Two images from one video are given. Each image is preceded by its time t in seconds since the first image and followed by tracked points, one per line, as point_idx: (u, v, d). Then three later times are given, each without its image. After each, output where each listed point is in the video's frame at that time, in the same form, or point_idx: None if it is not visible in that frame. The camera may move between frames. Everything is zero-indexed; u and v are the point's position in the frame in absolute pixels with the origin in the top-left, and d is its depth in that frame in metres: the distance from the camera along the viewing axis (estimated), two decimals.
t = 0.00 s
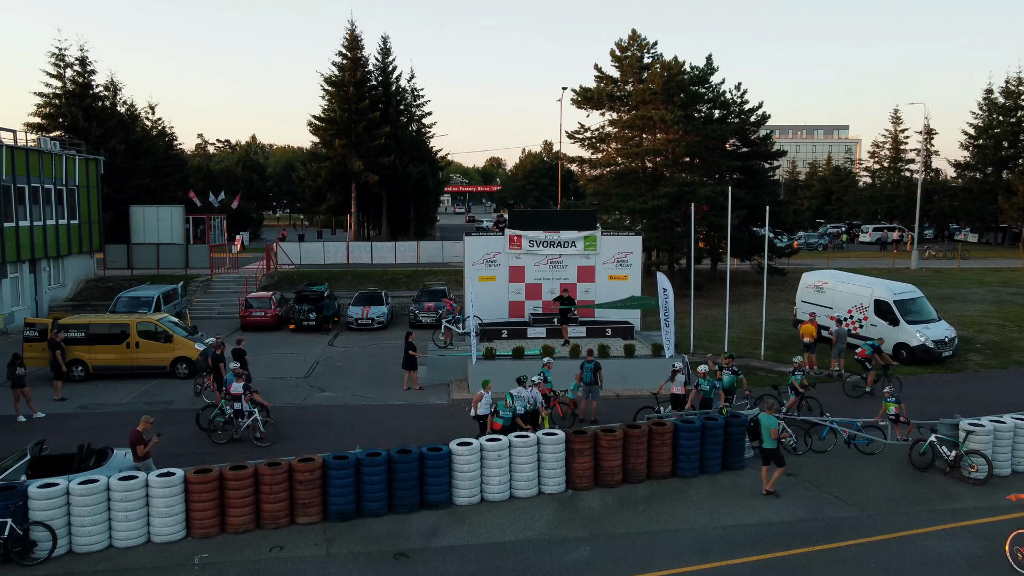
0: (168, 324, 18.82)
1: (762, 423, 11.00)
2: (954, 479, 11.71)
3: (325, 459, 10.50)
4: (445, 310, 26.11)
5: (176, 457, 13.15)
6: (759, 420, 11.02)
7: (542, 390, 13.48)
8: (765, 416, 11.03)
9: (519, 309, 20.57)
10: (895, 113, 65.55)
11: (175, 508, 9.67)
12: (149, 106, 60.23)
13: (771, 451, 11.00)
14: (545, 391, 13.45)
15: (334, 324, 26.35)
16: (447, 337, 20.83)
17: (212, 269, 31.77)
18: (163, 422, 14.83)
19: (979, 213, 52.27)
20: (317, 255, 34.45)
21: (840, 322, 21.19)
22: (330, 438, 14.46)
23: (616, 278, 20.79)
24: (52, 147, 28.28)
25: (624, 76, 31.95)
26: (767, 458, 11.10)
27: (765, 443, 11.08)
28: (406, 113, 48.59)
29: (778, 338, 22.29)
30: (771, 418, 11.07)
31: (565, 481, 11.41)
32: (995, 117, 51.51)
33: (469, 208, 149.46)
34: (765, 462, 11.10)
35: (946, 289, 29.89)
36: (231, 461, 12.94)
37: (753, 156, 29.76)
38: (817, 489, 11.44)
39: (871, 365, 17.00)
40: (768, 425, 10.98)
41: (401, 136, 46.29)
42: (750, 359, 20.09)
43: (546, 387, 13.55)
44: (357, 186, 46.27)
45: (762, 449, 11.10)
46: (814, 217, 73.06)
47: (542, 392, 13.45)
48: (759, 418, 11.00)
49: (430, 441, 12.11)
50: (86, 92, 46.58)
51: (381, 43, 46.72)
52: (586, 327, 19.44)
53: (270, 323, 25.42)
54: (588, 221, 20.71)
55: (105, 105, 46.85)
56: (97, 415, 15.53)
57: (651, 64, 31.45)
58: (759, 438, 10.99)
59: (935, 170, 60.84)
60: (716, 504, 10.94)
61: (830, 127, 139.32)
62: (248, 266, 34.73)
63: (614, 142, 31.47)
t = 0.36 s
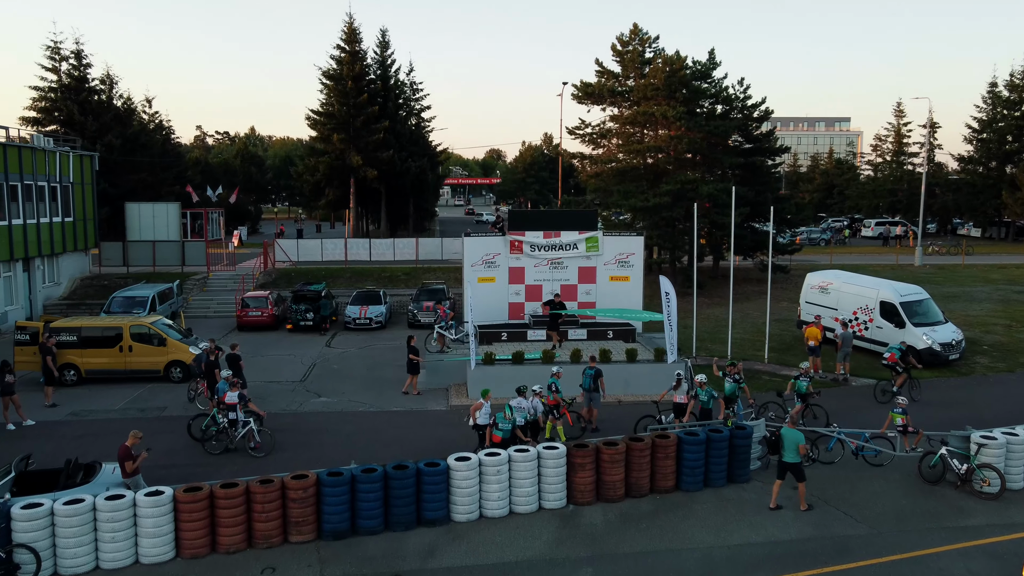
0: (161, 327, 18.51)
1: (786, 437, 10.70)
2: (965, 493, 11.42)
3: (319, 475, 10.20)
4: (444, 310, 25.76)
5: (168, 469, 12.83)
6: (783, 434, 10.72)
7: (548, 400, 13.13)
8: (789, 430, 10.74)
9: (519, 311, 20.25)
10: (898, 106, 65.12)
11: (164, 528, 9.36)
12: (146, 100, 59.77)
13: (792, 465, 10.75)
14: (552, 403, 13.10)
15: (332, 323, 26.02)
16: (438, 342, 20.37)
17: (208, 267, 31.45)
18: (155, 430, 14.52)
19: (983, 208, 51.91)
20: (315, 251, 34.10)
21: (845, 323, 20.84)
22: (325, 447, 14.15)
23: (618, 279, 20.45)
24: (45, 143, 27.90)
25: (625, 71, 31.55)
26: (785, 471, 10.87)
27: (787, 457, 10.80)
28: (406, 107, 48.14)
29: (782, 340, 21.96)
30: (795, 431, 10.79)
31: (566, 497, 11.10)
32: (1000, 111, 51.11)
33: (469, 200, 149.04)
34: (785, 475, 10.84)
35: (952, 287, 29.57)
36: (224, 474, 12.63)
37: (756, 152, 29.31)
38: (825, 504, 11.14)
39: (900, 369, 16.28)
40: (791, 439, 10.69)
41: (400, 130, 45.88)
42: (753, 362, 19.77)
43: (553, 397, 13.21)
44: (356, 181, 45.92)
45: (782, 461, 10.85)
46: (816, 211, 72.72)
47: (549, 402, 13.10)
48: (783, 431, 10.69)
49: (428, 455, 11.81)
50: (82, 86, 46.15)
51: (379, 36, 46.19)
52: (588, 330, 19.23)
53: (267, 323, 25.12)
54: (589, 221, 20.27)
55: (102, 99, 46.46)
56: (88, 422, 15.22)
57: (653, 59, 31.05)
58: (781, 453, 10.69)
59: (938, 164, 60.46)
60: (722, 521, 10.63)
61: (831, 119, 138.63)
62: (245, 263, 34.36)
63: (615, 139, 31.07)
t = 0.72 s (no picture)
0: (155, 332, 18.18)
1: (811, 452, 10.45)
2: (977, 510, 11.11)
3: (312, 495, 9.89)
4: (443, 310, 25.41)
5: (158, 483, 12.52)
6: (808, 449, 10.46)
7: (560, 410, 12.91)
8: (813, 445, 10.50)
9: (519, 314, 19.92)
10: (902, 99, 64.56)
11: (151, 552, 9.05)
12: (143, 93, 59.24)
13: (813, 482, 10.50)
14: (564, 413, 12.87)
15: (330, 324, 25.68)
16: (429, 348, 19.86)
17: (205, 265, 31.08)
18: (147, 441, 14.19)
19: (987, 203, 51.41)
20: (313, 249, 33.75)
21: (850, 326, 20.49)
22: (320, 457, 13.83)
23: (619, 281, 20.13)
24: (39, 140, 27.48)
25: (627, 67, 31.10)
26: (804, 486, 10.62)
27: (809, 472, 10.55)
28: (405, 101, 47.68)
29: (786, 342, 21.64)
30: (818, 446, 10.55)
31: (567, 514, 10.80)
32: (1005, 104, 50.56)
33: (469, 192, 148.55)
34: (803, 491, 10.60)
35: (957, 286, 29.20)
36: (216, 488, 12.33)
37: (759, 149, 28.89)
38: (833, 522, 10.84)
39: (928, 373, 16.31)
40: (816, 454, 10.46)
41: (399, 124, 45.45)
42: (757, 366, 19.44)
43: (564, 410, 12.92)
44: (355, 176, 45.53)
45: (802, 477, 10.61)
46: (818, 204, 72.26)
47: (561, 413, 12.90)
48: (808, 446, 10.43)
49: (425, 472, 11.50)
50: (78, 80, 45.56)
51: (378, 29, 45.67)
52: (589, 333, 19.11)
53: (264, 323, 24.80)
54: (591, 222, 19.85)
55: (98, 93, 45.90)
56: (79, 431, 14.91)
57: (655, 54, 30.60)
58: (805, 468, 10.44)
59: (942, 158, 59.95)
60: (728, 541, 10.32)
61: (833, 111, 137.75)
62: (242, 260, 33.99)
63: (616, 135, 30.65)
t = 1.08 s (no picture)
0: (148, 338, 17.84)
1: (827, 474, 10.12)
2: (991, 531, 10.79)
3: (305, 520, 9.56)
4: (441, 311, 25.04)
5: (148, 500, 12.19)
6: (825, 471, 10.10)
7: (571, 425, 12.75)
8: (829, 466, 10.17)
9: (518, 318, 19.56)
10: (905, 92, 64.03)
11: None
12: (140, 87, 58.70)
13: (831, 503, 10.19)
14: (575, 429, 12.74)
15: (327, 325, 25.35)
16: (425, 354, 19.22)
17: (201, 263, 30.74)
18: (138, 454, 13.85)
19: (990, 198, 50.97)
20: (310, 247, 33.39)
21: (856, 330, 20.12)
22: (314, 471, 13.50)
23: (621, 285, 19.76)
24: (32, 139, 27.08)
25: (628, 63, 30.64)
26: (820, 507, 10.30)
27: (827, 494, 10.22)
28: (404, 96, 47.19)
29: (790, 345, 21.29)
30: (834, 467, 10.22)
31: (568, 536, 10.47)
32: (1009, 98, 50.07)
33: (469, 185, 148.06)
34: (819, 512, 10.28)
35: (963, 285, 28.82)
36: (207, 506, 12.00)
37: (763, 146, 28.44)
38: (843, 544, 10.51)
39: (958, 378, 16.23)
40: (833, 475, 10.14)
41: (398, 119, 45.00)
42: (761, 371, 19.10)
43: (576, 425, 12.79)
44: (353, 171, 45.10)
45: (820, 498, 10.29)
46: (820, 198, 71.85)
47: (573, 428, 12.76)
48: (824, 468, 10.08)
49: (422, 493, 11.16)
50: (73, 74, 45.03)
51: (376, 22, 45.11)
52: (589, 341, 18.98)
53: (260, 325, 24.47)
54: (592, 224, 19.44)
55: (94, 87, 45.39)
56: (69, 442, 14.59)
57: (657, 50, 30.15)
58: (822, 491, 10.10)
59: (946, 152, 59.49)
60: (735, 566, 9.99)
61: (835, 102, 137.01)
62: (239, 258, 33.66)
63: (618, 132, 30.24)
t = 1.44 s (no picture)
0: (141, 346, 17.47)
1: (839, 496, 9.89)
2: (1005, 555, 10.45)
3: (296, 548, 9.23)
4: (440, 314, 24.66)
5: (138, 520, 11.80)
6: (837, 493, 9.87)
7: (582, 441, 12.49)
8: (841, 488, 9.95)
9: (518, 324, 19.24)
10: (908, 86, 63.47)
11: None
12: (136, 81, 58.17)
13: (843, 525, 9.97)
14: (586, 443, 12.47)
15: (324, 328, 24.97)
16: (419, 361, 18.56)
17: (198, 263, 30.38)
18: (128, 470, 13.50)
19: (995, 194, 50.50)
20: (308, 246, 32.98)
21: (862, 336, 19.74)
22: (309, 488, 13.10)
23: (623, 290, 19.39)
24: (24, 138, 26.65)
25: (630, 59, 30.17)
26: (832, 529, 10.08)
27: (838, 515, 10.00)
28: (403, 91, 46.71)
29: (795, 350, 20.90)
30: (846, 488, 9.99)
31: (569, 562, 10.13)
32: (1014, 93, 49.55)
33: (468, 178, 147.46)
34: (831, 534, 10.08)
35: (969, 286, 28.41)
36: (198, 527, 11.61)
37: (766, 145, 28.02)
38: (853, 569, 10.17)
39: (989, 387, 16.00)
40: (845, 497, 9.91)
41: (397, 114, 44.56)
42: (766, 378, 18.72)
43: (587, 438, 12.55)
44: (352, 167, 44.72)
45: (831, 520, 10.06)
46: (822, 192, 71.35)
47: (584, 443, 12.51)
48: (836, 491, 9.85)
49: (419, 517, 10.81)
50: (68, 69, 44.49)
51: (375, 16, 44.58)
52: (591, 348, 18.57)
53: (256, 328, 24.13)
54: (594, 228, 19.00)
55: (89, 81, 44.87)
56: (58, 456, 14.25)
57: (659, 46, 29.67)
58: (833, 513, 9.88)
59: (949, 147, 58.95)
60: None
61: (837, 95, 136.12)
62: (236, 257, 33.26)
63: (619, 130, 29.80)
